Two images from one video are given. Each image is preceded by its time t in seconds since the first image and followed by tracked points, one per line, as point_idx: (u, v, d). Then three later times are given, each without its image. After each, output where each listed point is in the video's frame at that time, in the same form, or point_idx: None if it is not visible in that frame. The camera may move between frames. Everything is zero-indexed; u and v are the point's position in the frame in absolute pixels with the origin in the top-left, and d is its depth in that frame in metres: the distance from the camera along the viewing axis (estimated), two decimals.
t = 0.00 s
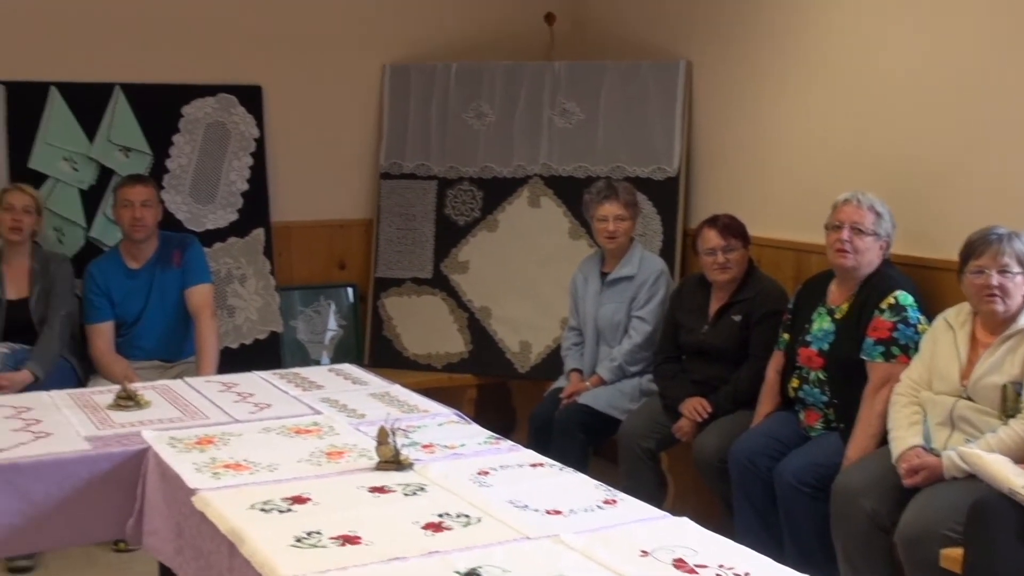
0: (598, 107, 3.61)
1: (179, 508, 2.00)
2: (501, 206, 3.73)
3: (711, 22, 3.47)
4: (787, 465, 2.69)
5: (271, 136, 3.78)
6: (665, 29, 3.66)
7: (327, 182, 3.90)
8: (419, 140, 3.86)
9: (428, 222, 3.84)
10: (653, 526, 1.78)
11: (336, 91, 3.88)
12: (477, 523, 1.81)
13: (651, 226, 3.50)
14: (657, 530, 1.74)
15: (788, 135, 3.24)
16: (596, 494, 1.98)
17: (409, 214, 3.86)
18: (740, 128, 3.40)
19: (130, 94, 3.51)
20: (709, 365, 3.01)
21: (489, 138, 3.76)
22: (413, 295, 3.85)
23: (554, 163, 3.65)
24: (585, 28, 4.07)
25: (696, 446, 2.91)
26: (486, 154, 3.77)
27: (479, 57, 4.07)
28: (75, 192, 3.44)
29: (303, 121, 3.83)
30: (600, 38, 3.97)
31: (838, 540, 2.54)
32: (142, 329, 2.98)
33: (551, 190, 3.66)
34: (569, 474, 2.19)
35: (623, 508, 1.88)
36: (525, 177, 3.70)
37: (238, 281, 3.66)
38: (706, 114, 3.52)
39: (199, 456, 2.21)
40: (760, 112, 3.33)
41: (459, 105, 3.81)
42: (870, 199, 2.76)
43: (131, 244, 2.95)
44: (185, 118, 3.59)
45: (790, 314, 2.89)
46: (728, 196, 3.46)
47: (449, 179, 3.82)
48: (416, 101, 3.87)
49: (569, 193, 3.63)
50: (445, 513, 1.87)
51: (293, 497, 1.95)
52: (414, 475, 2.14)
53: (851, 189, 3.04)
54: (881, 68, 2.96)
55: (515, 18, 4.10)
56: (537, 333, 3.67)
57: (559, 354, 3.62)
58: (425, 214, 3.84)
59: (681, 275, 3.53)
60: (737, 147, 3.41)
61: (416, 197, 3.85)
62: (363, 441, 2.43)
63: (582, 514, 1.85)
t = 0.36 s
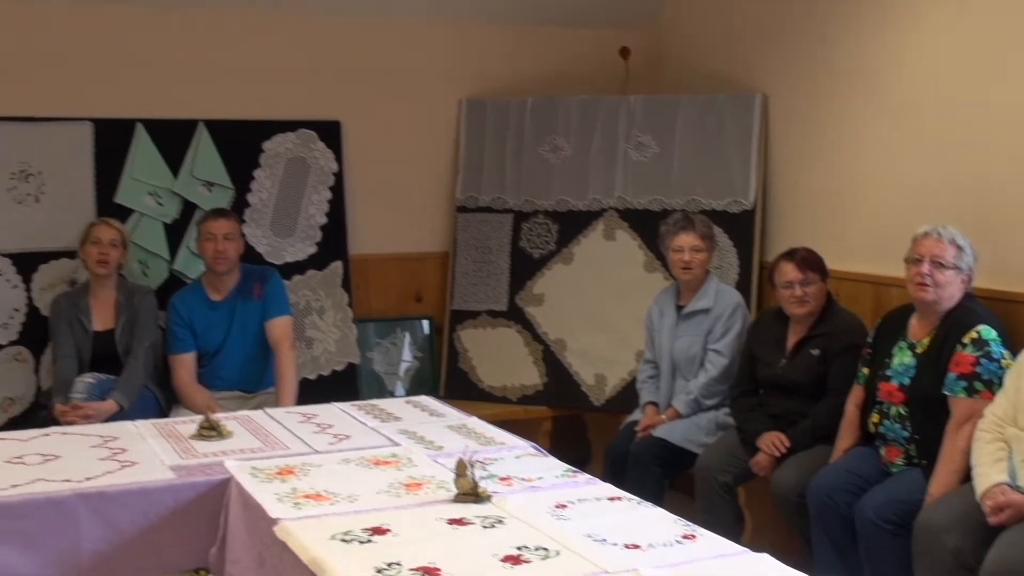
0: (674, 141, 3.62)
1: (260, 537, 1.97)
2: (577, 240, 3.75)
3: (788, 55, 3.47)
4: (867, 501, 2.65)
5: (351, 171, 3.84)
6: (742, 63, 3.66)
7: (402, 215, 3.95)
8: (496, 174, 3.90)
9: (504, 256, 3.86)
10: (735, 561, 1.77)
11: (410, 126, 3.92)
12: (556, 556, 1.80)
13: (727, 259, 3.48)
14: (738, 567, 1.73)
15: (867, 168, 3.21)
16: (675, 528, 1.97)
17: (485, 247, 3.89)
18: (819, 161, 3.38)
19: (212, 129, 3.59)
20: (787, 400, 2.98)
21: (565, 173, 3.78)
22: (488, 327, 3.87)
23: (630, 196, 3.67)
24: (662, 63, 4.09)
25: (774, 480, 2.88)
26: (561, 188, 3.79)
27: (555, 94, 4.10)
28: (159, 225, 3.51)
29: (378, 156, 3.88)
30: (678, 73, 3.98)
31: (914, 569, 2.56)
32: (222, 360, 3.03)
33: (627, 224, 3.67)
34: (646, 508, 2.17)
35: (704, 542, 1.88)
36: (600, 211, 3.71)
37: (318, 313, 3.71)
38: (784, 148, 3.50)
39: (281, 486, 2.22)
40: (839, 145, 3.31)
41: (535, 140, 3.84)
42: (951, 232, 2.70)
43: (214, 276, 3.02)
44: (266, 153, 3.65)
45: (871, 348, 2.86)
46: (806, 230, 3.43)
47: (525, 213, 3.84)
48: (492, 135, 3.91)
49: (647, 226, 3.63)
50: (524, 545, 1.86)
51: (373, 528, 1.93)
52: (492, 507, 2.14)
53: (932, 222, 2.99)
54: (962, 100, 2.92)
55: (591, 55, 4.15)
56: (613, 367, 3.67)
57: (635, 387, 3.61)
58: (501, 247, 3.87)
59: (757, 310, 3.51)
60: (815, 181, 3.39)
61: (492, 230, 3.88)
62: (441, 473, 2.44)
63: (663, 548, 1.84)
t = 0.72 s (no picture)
0: (745, 162, 3.61)
1: (334, 554, 1.95)
2: (646, 262, 3.74)
3: (862, 76, 3.44)
4: (943, 528, 2.61)
5: (422, 192, 3.87)
6: (815, 85, 3.64)
7: (470, 235, 3.97)
8: (566, 195, 3.91)
9: (573, 276, 3.87)
10: None
11: (479, 147, 3.95)
12: None
13: (798, 281, 3.46)
14: None
15: (943, 191, 3.17)
16: (747, 553, 1.94)
17: (555, 268, 3.90)
18: (894, 184, 3.34)
19: (287, 151, 3.64)
20: (860, 424, 2.95)
21: (635, 195, 3.79)
22: (557, 348, 3.88)
23: (701, 218, 3.66)
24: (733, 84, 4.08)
25: (847, 505, 2.85)
26: (631, 210, 3.79)
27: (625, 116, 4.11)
28: (235, 245, 3.58)
29: (447, 176, 3.91)
30: (750, 95, 3.96)
31: None
32: (294, 378, 3.08)
33: (698, 245, 3.66)
34: (720, 532, 2.11)
35: (777, 567, 1.83)
36: (671, 232, 3.71)
37: (388, 332, 3.75)
38: (857, 169, 3.47)
39: (353, 504, 2.17)
40: (914, 168, 3.27)
41: (605, 161, 3.84)
42: None
43: (287, 295, 3.06)
44: (339, 174, 3.70)
45: (946, 374, 2.82)
46: (880, 253, 3.40)
47: (595, 234, 3.84)
48: (562, 157, 3.92)
49: (718, 247, 3.62)
50: (595, 568, 1.82)
51: (445, 547, 1.90)
52: (563, 529, 2.08)
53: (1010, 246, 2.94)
54: None
55: (661, 76, 4.15)
56: (682, 389, 3.66)
57: (705, 409, 3.59)
58: (571, 268, 3.88)
59: (828, 332, 3.48)
60: (890, 204, 3.36)
61: (561, 250, 3.89)
62: (512, 494, 2.38)
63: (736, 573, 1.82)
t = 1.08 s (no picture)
0: (809, 176, 3.59)
1: (397, 566, 1.93)
2: (707, 275, 3.73)
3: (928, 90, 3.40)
4: (1011, 547, 2.56)
5: (482, 204, 3.89)
6: (881, 98, 3.61)
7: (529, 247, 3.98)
8: (627, 208, 3.90)
9: (634, 289, 3.87)
10: None
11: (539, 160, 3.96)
12: None
13: (862, 296, 3.43)
14: None
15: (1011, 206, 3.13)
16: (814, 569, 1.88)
17: (615, 280, 3.90)
18: (961, 199, 3.30)
19: (351, 163, 3.68)
20: (926, 441, 2.92)
21: (696, 209, 3.77)
22: (617, 361, 3.87)
23: (763, 232, 3.64)
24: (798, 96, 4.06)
25: (912, 523, 2.81)
26: (692, 223, 3.78)
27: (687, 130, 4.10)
28: (298, 256, 3.62)
29: (506, 188, 3.93)
30: (815, 109, 3.93)
31: None
32: (355, 389, 3.10)
33: (760, 259, 3.64)
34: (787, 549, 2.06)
35: None
36: (732, 246, 3.69)
37: (449, 343, 3.77)
38: (924, 184, 3.44)
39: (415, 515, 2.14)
40: (980, 182, 3.23)
41: (666, 173, 3.83)
42: None
43: (349, 307, 3.08)
44: (401, 186, 3.73)
45: (1016, 391, 2.77)
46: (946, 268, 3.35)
47: (656, 247, 3.83)
48: (623, 170, 3.92)
49: (781, 261, 3.60)
50: None
51: (507, 560, 1.87)
52: (625, 543, 2.05)
53: None
54: None
55: (723, 90, 4.14)
56: (743, 404, 3.64)
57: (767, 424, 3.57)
58: (631, 281, 3.87)
59: (893, 348, 3.45)
60: (957, 219, 3.32)
61: (622, 263, 3.89)
62: (574, 507, 2.35)
63: None
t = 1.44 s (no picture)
0: (866, 184, 3.55)
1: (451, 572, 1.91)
2: (761, 284, 3.71)
3: (986, 96, 3.35)
4: None
5: (535, 212, 3.90)
6: (939, 105, 3.56)
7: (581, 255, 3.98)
8: (681, 216, 3.89)
9: (688, 297, 3.85)
10: None
11: (591, 167, 3.96)
12: None
13: (920, 304, 3.40)
14: None
15: None
16: None
17: (669, 288, 3.89)
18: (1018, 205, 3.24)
19: (405, 171, 3.70)
20: (984, 452, 2.85)
21: (752, 216, 3.75)
22: (670, 369, 3.86)
23: (819, 240, 3.62)
24: (855, 102, 4.01)
25: (970, 536, 2.76)
26: (747, 230, 3.76)
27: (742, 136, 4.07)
28: (352, 263, 3.64)
29: (558, 195, 3.93)
30: (874, 115, 3.89)
31: None
32: (409, 396, 3.12)
33: (816, 267, 3.61)
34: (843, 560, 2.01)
35: None
36: (788, 253, 3.67)
37: (502, 351, 3.77)
38: (982, 190, 3.39)
39: (470, 522, 2.13)
40: None
41: (720, 180, 3.81)
42: None
43: (403, 314, 3.10)
44: (455, 195, 3.75)
45: None
46: (1002, 276, 3.28)
47: (710, 254, 3.82)
48: (677, 177, 3.91)
49: (837, 270, 3.58)
50: None
51: (561, 568, 1.85)
52: (679, 552, 2.03)
53: None
54: None
55: (779, 97, 4.11)
56: (799, 413, 3.61)
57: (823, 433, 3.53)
58: (685, 289, 3.86)
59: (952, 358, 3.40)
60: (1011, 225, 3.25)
61: (676, 272, 3.88)
62: (627, 516, 2.33)
63: None
